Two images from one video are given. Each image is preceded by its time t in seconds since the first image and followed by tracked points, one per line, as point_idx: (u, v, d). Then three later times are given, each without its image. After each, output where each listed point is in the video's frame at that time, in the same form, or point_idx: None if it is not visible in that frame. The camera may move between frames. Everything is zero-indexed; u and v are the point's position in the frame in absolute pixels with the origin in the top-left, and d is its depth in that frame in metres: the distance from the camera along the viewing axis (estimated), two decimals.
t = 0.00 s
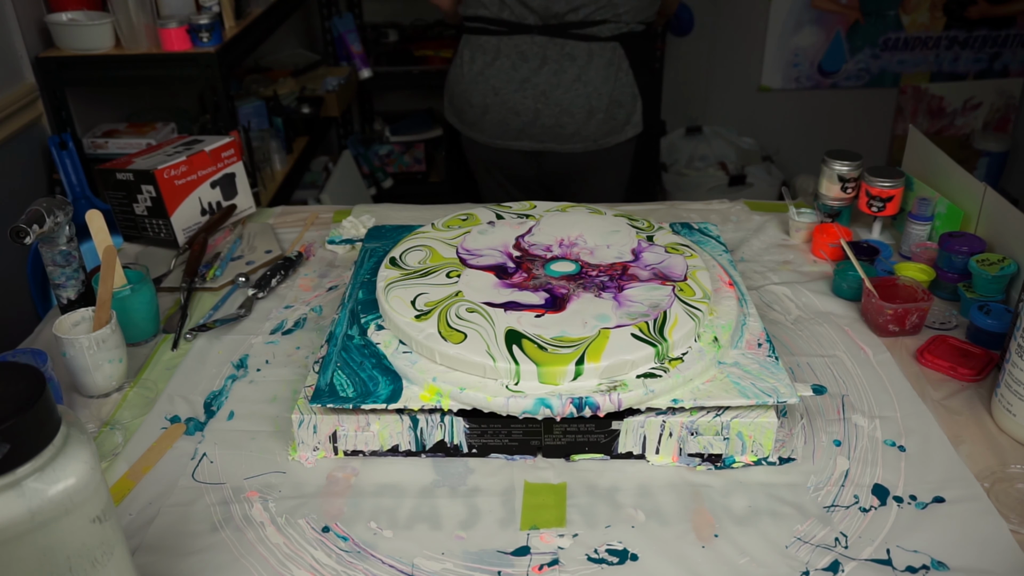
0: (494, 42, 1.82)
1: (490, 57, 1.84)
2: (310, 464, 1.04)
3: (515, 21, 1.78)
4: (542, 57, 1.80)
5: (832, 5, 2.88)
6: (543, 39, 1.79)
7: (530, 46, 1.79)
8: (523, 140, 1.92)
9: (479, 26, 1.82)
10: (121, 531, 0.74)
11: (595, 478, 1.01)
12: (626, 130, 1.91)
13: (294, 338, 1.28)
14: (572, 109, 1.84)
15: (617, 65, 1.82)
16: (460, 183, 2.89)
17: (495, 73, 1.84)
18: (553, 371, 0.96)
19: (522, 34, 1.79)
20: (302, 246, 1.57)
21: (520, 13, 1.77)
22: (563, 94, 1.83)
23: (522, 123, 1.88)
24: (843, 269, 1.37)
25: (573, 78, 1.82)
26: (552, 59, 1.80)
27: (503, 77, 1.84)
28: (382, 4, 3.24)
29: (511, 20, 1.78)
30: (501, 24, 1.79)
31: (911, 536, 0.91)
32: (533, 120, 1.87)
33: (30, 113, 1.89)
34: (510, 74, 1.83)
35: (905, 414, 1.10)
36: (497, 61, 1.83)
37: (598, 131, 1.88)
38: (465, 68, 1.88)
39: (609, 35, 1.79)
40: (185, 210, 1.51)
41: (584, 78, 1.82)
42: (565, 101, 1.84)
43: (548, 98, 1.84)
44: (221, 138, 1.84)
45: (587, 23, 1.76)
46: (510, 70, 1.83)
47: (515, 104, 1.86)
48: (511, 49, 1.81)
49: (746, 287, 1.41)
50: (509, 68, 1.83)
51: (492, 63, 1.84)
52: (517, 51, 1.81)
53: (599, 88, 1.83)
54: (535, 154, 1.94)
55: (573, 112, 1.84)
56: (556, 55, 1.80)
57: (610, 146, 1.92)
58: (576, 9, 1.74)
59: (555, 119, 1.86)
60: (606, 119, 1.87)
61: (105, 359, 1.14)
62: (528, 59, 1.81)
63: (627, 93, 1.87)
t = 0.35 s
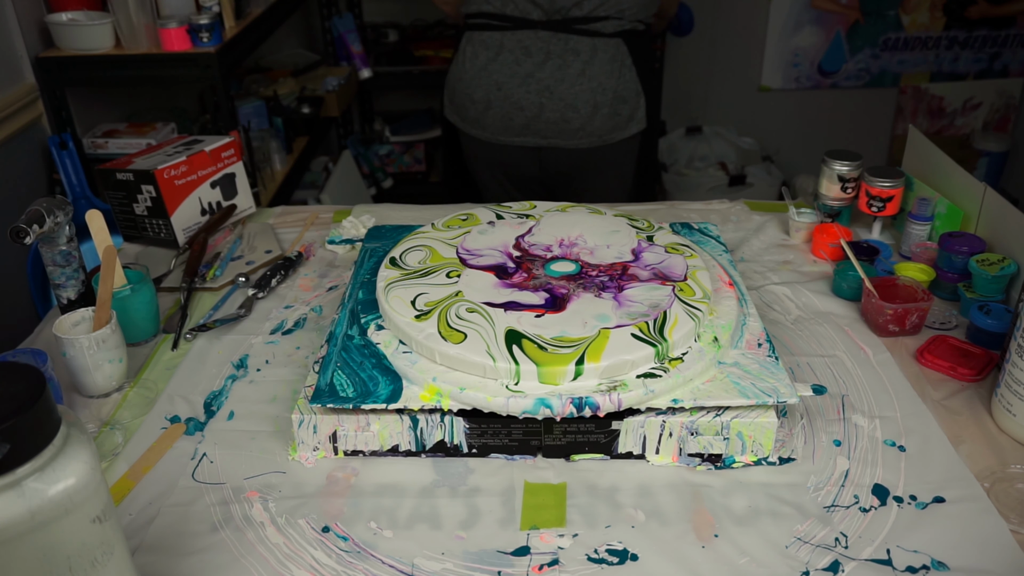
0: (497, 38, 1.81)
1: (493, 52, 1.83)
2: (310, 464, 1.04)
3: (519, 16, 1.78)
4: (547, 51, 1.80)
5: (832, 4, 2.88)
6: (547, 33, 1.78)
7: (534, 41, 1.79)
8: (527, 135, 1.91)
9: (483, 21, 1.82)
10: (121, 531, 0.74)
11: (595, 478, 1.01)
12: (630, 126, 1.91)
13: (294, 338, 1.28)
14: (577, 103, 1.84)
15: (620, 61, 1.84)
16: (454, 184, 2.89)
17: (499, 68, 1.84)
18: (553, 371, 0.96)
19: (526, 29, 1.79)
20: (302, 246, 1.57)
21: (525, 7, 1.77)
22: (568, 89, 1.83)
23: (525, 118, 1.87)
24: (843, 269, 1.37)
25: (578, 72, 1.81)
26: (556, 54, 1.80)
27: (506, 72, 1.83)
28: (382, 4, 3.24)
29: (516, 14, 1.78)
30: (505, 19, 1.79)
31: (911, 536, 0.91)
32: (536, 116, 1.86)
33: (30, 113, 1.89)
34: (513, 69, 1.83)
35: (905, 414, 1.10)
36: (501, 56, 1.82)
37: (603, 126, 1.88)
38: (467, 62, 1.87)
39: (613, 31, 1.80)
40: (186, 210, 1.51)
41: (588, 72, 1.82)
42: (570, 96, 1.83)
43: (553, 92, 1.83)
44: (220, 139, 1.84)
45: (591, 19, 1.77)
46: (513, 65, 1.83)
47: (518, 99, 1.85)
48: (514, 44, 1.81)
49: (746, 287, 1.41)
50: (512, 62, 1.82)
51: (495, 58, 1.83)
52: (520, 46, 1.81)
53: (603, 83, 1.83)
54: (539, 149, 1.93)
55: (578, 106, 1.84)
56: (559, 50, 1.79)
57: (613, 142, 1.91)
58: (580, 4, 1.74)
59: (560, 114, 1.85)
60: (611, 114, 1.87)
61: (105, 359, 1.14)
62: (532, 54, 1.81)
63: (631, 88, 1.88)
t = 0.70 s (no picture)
0: (488, 31, 1.85)
1: (482, 46, 1.86)
2: (310, 464, 1.04)
3: (509, 11, 1.81)
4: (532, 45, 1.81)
5: (832, 5, 2.88)
6: (533, 29, 1.80)
7: (521, 35, 1.81)
8: (509, 130, 1.92)
9: (477, 16, 1.85)
10: (121, 530, 0.74)
11: (595, 478, 1.01)
12: (614, 126, 1.90)
13: (294, 338, 1.28)
14: (558, 100, 1.84)
15: (605, 60, 1.82)
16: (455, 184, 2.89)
17: (486, 62, 1.86)
18: (553, 371, 0.96)
19: (514, 24, 1.81)
20: (302, 246, 1.57)
21: (513, 3, 1.79)
22: (550, 85, 1.83)
23: (508, 113, 1.89)
24: (843, 269, 1.37)
25: (561, 69, 1.82)
26: (541, 50, 1.81)
27: (492, 65, 1.86)
28: (382, 4, 3.24)
29: (506, 9, 1.81)
30: (495, 13, 1.83)
31: (910, 536, 0.91)
32: (518, 110, 1.87)
33: (30, 113, 1.89)
34: (500, 62, 1.85)
35: (905, 414, 1.10)
36: (489, 49, 1.85)
37: (584, 124, 1.88)
38: (459, 54, 1.91)
39: (600, 29, 1.79)
40: (186, 210, 1.51)
41: (570, 70, 1.82)
42: (552, 93, 1.84)
43: (535, 88, 1.84)
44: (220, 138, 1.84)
45: (577, 16, 1.77)
46: (500, 59, 1.85)
47: (501, 93, 1.87)
48: (502, 38, 1.83)
49: (746, 287, 1.41)
50: (498, 56, 1.84)
51: (484, 51, 1.86)
52: (508, 41, 1.83)
53: (586, 81, 1.83)
54: (519, 144, 1.94)
55: (559, 103, 1.84)
56: (544, 46, 1.81)
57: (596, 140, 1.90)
58: None
59: (542, 109, 1.86)
60: (592, 113, 1.86)
61: (105, 359, 1.14)
62: (518, 48, 1.82)
63: (615, 89, 1.86)
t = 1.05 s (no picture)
0: (492, 31, 1.85)
1: (486, 45, 1.86)
2: (310, 464, 1.04)
3: (513, 11, 1.81)
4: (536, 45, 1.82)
5: (832, 4, 2.88)
6: (537, 29, 1.80)
7: (525, 35, 1.81)
8: (514, 129, 1.93)
9: (482, 15, 1.85)
10: (121, 530, 0.74)
11: (594, 478, 1.01)
12: (618, 126, 1.89)
13: (294, 338, 1.28)
14: (561, 100, 1.84)
15: (609, 59, 1.82)
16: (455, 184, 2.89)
17: (490, 61, 1.87)
18: (553, 371, 0.96)
19: (519, 23, 1.81)
20: (302, 246, 1.57)
21: (518, 2, 1.80)
22: (554, 84, 1.84)
23: (511, 112, 1.89)
24: (843, 269, 1.37)
25: (565, 69, 1.82)
26: (545, 49, 1.81)
27: (496, 65, 1.86)
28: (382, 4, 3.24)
29: (510, 9, 1.81)
30: (500, 13, 1.82)
31: (911, 536, 0.91)
32: (522, 110, 1.88)
33: (30, 113, 1.89)
34: (503, 62, 1.85)
35: (905, 414, 1.10)
36: (493, 49, 1.85)
37: (587, 124, 1.88)
38: (463, 52, 1.91)
39: (604, 29, 1.79)
40: (186, 210, 1.51)
41: (575, 69, 1.82)
42: (556, 92, 1.84)
43: (539, 87, 1.84)
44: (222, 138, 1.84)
45: (581, 16, 1.77)
46: (503, 58, 1.85)
47: (505, 93, 1.87)
48: (507, 38, 1.83)
49: (746, 287, 1.41)
50: (502, 56, 1.85)
51: (488, 51, 1.86)
52: (512, 40, 1.83)
53: (590, 80, 1.83)
54: (525, 143, 1.95)
55: (562, 103, 1.84)
56: (548, 45, 1.81)
57: (597, 140, 1.91)
58: None
59: (545, 109, 1.86)
60: (596, 112, 1.87)
61: (105, 359, 1.14)
62: (522, 48, 1.82)
63: (620, 88, 1.86)
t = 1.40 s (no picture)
0: (490, 32, 1.85)
1: (485, 46, 1.87)
2: (310, 464, 1.04)
3: (512, 11, 1.81)
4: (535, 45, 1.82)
5: (832, 4, 2.88)
6: (536, 30, 1.80)
7: (524, 36, 1.82)
8: (512, 130, 1.93)
9: (481, 17, 1.85)
10: (122, 530, 0.74)
11: (594, 478, 1.01)
12: (616, 127, 1.89)
13: (294, 338, 1.28)
14: (558, 101, 1.84)
15: (607, 60, 1.82)
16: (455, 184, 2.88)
17: (489, 62, 1.87)
18: (553, 371, 0.96)
19: (517, 24, 1.81)
20: (302, 246, 1.57)
21: (517, 4, 1.80)
22: (552, 85, 1.84)
23: (510, 113, 1.90)
24: (843, 269, 1.37)
25: (563, 70, 1.82)
26: (543, 51, 1.81)
27: (495, 66, 1.86)
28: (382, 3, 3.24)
29: (509, 10, 1.81)
30: (499, 14, 1.83)
31: (911, 536, 0.91)
32: (521, 110, 1.88)
33: (30, 113, 1.89)
34: (502, 62, 1.85)
35: (905, 414, 1.10)
36: (492, 50, 1.86)
37: (586, 125, 1.88)
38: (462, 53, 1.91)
39: (602, 30, 1.79)
40: (185, 210, 1.51)
41: (573, 70, 1.82)
42: (554, 93, 1.84)
43: (537, 88, 1.85)
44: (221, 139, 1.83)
45: (580, 16, 1.77)
46: (502, 59, 1.85)
47: (503, 94, 1.87)
48: (506, 39, 1.83)
49: (746, 287, 1.41)
50: (500, 57, 1.85)
51: (487, 52, 1.87)
52: (511, 41, 1.83)
53: (588, 81, 1.83)
54: (522, 144, 1.95)
55: (560, 104, 1.84)
56: (547, 46, 1.81)
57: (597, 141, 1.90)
58: None
59: (543, 110, 1.87)
60: (594, 113, 1.86)
61: (105, 359, 1.14)
62: (520, 49, 1.83)
63: (617, 89, 1.85)
